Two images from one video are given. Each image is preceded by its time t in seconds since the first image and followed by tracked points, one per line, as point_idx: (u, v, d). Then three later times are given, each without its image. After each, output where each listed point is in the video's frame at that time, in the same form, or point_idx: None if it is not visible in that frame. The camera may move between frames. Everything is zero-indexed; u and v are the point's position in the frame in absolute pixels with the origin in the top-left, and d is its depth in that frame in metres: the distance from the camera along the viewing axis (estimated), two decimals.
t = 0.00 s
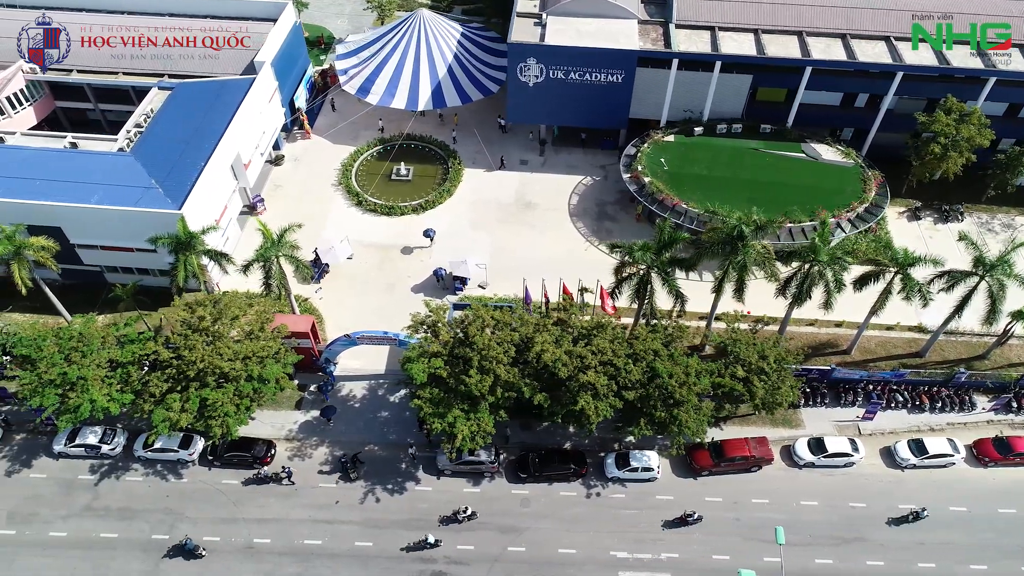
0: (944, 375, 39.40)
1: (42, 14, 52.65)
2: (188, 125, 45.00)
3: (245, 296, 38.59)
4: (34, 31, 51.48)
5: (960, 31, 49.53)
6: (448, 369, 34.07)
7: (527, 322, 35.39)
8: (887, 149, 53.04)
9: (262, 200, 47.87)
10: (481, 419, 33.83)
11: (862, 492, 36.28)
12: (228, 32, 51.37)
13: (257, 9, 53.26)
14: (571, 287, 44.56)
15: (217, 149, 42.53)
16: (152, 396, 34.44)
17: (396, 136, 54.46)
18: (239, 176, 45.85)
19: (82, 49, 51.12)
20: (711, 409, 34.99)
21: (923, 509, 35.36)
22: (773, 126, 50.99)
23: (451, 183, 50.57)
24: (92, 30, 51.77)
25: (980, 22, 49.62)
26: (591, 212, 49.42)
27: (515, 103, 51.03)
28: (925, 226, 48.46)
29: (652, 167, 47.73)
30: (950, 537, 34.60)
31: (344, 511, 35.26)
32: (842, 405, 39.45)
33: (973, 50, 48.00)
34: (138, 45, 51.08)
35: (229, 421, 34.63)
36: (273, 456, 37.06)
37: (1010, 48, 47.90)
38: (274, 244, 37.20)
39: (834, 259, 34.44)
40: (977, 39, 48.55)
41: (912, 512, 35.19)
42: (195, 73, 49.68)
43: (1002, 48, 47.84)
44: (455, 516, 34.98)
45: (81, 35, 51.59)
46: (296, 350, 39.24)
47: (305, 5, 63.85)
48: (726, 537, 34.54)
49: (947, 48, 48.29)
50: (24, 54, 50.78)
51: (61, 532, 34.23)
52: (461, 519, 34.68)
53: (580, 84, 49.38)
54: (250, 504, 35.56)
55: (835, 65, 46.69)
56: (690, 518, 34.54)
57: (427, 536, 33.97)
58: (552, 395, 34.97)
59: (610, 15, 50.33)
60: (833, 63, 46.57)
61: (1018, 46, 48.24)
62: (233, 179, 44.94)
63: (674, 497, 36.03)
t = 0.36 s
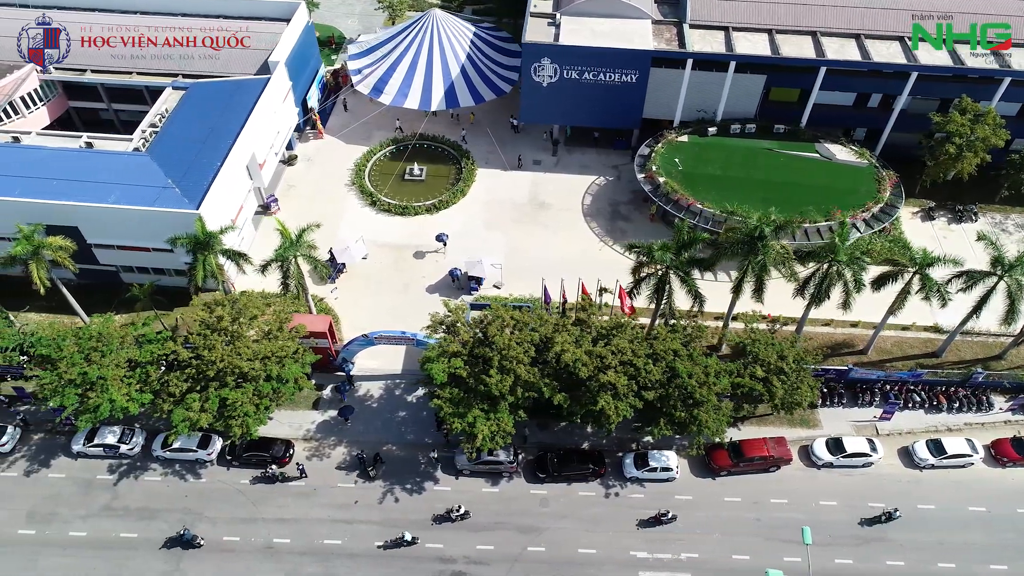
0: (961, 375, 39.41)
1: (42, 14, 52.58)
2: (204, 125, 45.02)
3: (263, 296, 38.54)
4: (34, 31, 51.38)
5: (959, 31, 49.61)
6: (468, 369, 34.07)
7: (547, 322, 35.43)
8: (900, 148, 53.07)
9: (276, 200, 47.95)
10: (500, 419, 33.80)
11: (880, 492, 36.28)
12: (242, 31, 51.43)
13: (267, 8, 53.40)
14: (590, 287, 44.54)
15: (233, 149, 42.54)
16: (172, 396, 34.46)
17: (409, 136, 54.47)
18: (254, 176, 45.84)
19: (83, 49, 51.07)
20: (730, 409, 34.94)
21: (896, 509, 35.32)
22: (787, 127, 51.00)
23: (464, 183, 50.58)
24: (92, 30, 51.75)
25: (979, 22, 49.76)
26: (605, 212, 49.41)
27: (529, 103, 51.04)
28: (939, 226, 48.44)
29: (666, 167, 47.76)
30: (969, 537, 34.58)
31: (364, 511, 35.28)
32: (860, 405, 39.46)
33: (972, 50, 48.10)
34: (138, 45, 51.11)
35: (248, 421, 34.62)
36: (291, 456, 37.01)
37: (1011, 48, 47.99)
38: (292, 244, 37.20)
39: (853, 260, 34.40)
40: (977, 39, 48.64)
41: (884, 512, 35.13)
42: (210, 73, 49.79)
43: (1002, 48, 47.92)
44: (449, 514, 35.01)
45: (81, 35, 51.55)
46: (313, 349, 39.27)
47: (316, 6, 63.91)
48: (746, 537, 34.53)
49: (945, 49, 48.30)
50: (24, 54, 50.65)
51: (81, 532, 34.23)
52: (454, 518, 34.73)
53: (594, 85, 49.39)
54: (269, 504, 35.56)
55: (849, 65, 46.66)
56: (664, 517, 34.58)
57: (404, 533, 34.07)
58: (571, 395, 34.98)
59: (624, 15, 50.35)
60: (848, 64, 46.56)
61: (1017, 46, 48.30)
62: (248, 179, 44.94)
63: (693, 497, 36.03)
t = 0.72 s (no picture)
0: (976, 375, 39.40)
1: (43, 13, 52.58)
2: (217, 125, 45.03)
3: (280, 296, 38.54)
4: (34, 31, 51.28)
5: (960, 31, 49.58)
6: (486, 368, 34.09)
7: (564, 323, 35.45)
8: (912, 148, 53.06)
9: (289, 200, 47.98)
10: (518, 418, 33.79)
11: (897, 491, 36.27)
12: (255, 31, 51.50)
13: (279, 8, 53.47)
14: (607, 287, 44.50)
15: (248, 149, 42.54)
16: (190, 395, 34.46)
17: (420, 136, 54.48)
18: (268, 175, 45.83)
19: (82, 49, 51.19)
20: (748, 409, 34.90)
21: (870, 508, 35.32)
22: (799, 126, 50.99)
23: (476, 183, 50.58)
24: (92, 30, 51.88)
25: (979, 22, 49.74)
26: (617, 212, 49.40)
27: (541, 103, 51.04)
28: (952, 226, 48.40)
29: (679, 166, 47.78)
30: (987, 537, 34.55)
31: (381, 510, 35.26)
32: (876, 405, 39.47)
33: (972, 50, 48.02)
34: (138, 45, 51.35)
35: (266, 420, 34.61)
36: (308, 455, 36.96)
37: (1011, 48, 47.90)
38: (309, 243, 37.21)
39: (871, 259, 34.34)
40: (976, 40, 48.57)
41: (859, 513, 35.07)
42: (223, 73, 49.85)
43: (1001, 48, 47.83)
44: (443, 512, 35.02)
45: (81, 35, 51.64)
46: (330, 349, 39.30)
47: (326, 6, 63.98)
48: (763, 537, 34.51)
49: (943, 48, 48.29)
50: (25, 54, 50.45)
51: (99, 531, 34.23)
52: (449, 516, 34.75)
53: (606, 84, 49.39)
54: (286, 503, 35.57)
55: (863, 65, 46.65)
56: (642, 515, 34.63)
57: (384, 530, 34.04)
58: (589, 395, 35.00)
59: (636, 15, 50.37)
60: (861, 63, 46.56)
61: (1017, 46, 48.20)
62: (262, 179, 44.95)
63: (710, 497, 36.02)
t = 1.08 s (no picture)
0: (992, 376, 39.38)
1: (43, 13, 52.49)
2: (232, 125, 45.05)
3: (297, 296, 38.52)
4: (34, 32, 51.25)
5: (959, 31, 49.54)
6: (505, 368, 34.10)
7: (583, 323, 35.47)
8: (925, 148, 53.04)
9: (302, 200, 48.00)
10: (537, 418, 33.75)
11: (915, 491, 36.27)
12: (268, 31, 51.56)
13: (292, 8, 53.53)
14: (625, 286, 44.46)
15: (263, 148, 42.55)
16: (209, 395, 34.47)
17: (432, 136, 54.50)
18: (282, 175, 45.85)
19: (82, 49, 51.15)
20: (767, 409, 34.87)
21: (842, 509, 35.30)
22: (812, 127, 50.97)
23: (489, 183, 50.59)
24: (92, 31, 51.84)
25: (979, 22, 49.71)
26: (631, 211, 49.41)
27: (554, 102, 51.03)
28: (965, 226, 48.35)
29: (693, 166, 47.79)
30: (1006, 537, 34.53)
31: (399, 510, 35.25)
32: (892, 405, 39.48)
33: (972, 51, 48.16)
34: (138, 45, 51.34)
35: (285, 420, 34.64)
36: (326, 455, 37.00)
37: (1012, 48, 48.11)
38: (327, 243, 37.23)
39: (891, 259, 34.29)
40: (977, 40, 48.66)
41: (831, 513, 35.03)
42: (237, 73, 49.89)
43: (1002, 48, 48.02)
44: (437, 510, 35.17)
45: (81, 35, 51.59)
46: (347, 348, 39.32)
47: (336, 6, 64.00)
48: (782, 537, 34.50)
49: (944, 48, 48.28)
50: (25, 54, 50.45)
51: (118, 531, 34.22)
52: (442, 514, 34.91)
53: (620, 84, 49.38)
54: (305, 503, 35.57)
55: (877, 65, 46.63)
56: (619, 515, 34.60)
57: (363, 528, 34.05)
58: (608, 395, 34.98)
59: (650, 15, 50.38)
60: (876, 63, 46.53)
61: (1019, 46, 48.43)
62: (277, 179, 44.95)
63: (727, 497, 36.02)
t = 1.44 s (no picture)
0: (1008, 379, 39.39)
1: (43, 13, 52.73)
2: (247, 127, 45.14)
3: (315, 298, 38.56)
4: (34, 32, 51.52)
5: (959, 31, 49.81)
6: (523, 371, 34.08)
7: (602, 326, 35.48)
8: (937, 151, 53.11)
9: (316, 203, 48.08)
10: (556, 421, 33.74)
11: (933, 494, 36.25)
12: (281, 34, 51.73)
13: (305, 12, 53.71)
14: (643, 289, 44.44)
15: (279, 151, 42.63)
16: (227, 397, 34.48)
17: (444, 139, 54.59)
18: (296, 178, 45.93)
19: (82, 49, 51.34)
20: (785, 412, 34.83)
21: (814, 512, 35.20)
22: (825, 130, 51.07)
23: (501, 186, 50.66)
24: (91, 30, 51.99)
25: (979, 21, 49.94)
26: (643, 214, 49.46)
27: (567, 105, 51.11)
28: (978, 229, 48.36)
29: (707, 170, 47.87)
30: None
31: (417, 513, 35.25)
32: (909, 408, 39.48)
33: (972, 52, 48.41)
34: (138, 45, 51.48)
35: (303, 423, 34.64)
36: (343, 458, 36.99)
37: (1011, 48, 48.44)
38: (345, 246, 37.27)
39: (909, 262, 34.24)
40: (976, 40, 48.91)
41: (803, 516, 34.95)
42: (251, 76, 50.02)
43: (1001, 48, 48.32)
44: (431, 511, 35.10)
45: (81, 35, 51.79)
46: (364, 351, 39.34)
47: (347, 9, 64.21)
48: (801, 540, 34.46)
49: (943, 48, 48.66)
50: (24, 54, 50.86)
51: (136, 534, 34.20)
52: (436, 514, 34.88)
53: (633, 87, 49.47)
54: (323, 506, 35.55)
55: (890, 68, 46.70)
56: (595, 517, 34.48)
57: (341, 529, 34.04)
58: (626, 397, 34.94)
59: (663, 18, 50.49)
60: (889, 66, 46.60)
61: (1017, 47, 48.62)
62: (292, 181, 45.03)
63: (745, 500, 36.01)
